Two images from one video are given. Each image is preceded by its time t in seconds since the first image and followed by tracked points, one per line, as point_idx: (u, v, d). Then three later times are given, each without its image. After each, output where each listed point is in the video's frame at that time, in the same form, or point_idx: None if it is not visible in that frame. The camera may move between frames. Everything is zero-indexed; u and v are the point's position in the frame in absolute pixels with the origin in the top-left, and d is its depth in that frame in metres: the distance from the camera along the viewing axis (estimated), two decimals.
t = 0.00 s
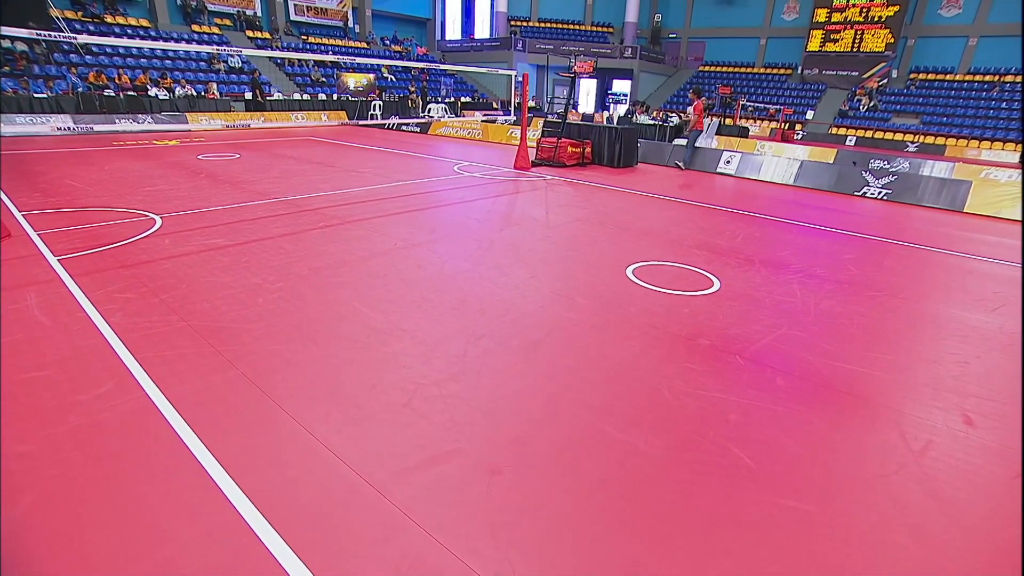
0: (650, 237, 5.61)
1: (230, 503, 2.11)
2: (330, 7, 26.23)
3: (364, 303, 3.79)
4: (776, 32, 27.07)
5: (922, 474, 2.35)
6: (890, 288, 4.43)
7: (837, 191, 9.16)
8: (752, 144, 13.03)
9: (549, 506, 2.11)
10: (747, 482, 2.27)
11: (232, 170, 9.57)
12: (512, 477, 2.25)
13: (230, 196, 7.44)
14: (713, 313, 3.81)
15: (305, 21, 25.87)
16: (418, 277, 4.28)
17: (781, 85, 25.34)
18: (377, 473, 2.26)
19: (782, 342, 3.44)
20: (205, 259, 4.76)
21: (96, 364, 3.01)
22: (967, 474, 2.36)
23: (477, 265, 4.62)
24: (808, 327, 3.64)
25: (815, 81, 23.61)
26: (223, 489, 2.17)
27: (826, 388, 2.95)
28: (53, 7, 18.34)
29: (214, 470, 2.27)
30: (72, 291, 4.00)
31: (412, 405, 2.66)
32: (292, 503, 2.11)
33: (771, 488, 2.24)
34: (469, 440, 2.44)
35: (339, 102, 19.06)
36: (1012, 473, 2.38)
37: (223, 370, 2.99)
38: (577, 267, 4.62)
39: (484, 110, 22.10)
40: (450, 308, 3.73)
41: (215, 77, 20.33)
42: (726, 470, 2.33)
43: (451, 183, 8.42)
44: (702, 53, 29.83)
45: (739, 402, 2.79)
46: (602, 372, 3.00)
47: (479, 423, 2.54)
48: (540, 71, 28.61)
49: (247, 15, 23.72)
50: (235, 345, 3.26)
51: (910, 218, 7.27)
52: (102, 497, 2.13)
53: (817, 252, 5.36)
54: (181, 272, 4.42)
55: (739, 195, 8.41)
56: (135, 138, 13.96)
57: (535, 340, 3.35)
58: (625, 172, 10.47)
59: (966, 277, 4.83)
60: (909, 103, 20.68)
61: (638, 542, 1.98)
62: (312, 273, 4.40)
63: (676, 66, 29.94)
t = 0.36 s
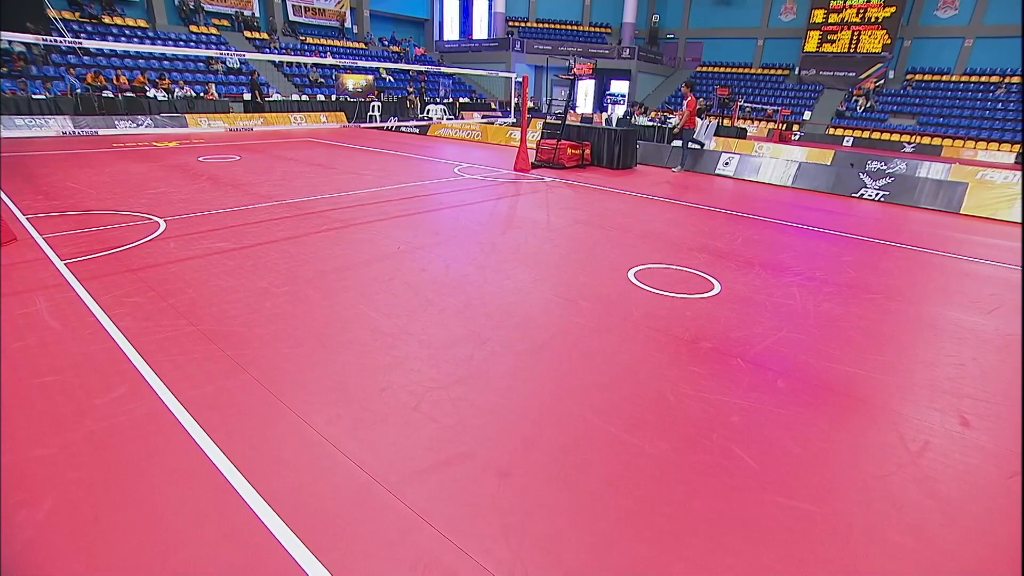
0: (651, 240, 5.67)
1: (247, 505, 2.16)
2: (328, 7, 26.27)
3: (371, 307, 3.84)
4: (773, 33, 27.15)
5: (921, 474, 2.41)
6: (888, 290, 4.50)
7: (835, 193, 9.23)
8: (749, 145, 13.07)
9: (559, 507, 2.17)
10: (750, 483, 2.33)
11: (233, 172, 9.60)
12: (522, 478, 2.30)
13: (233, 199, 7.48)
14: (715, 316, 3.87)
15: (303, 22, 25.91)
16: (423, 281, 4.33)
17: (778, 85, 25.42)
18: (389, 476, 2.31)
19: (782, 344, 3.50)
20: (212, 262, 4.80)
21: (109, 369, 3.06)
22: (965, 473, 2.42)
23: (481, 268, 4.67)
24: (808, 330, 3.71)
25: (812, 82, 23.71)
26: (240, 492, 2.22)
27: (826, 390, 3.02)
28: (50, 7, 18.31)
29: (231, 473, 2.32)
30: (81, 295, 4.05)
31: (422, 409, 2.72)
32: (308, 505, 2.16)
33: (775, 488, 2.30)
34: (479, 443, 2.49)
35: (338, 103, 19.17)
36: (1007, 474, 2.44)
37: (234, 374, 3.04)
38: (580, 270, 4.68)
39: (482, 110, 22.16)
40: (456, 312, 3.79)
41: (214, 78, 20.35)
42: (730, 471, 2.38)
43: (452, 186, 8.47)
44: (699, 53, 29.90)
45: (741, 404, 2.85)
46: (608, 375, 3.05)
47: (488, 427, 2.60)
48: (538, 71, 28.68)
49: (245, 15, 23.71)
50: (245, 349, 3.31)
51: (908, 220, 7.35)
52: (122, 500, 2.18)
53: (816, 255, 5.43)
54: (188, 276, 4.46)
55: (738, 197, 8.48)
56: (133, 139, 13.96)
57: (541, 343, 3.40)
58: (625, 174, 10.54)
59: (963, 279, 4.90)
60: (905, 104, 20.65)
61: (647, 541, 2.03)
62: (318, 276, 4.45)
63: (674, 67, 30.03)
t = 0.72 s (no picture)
0: (651, 244, 5.73)
1: (262, 510, 2.22)
2: (326, 8, 26.30)
3: (376, 313, 3.89)
4: (770, 34, 27.25)
5: (916, 476, 2.48)
6: (885, 294, 4.57)
7: (832, 195, 9.31)
8: (746, 147, 13.13)
9: (565, 511, 2.22)
10: (751, 486, 2.39)
11: (234, 176, 9.64)
12: (529, 483, 2.36)
13: (234, 203, 7.52)
14: (715, 321, 3.93)
15: (300, 22, 25.92)
16: (427, 286, 4.38)
17: (775, 86, 25.50)
18: (400, 482, 2.36)
19: (782, 349, 3.57)
20: (217, 268, 4.85)
21: (120, 376, 3.11)
22: (960, 477, 2.49)
23: (483, 272, 4.72)
24: (806, 335, 3.77)
25: (808, 83, 23.76)
26: (254, 498, 2.28)
27: (825, 394, 3.08)
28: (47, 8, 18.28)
29: (244, 479, 2.38)
30: (88, 301, 4.09)
31: (430, 415, 2.77)
32: (321, 510, 2.22)
33: (776, 492, 2.36)
34: (486, 449, 2.55)
35: (337, 104, 19.30)
36: (999, 476, 2.51)
37: (243, 381, 3.09)
38: (581, 275, 4.74)
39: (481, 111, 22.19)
40: (460, 317, 3.84)
41: (212, 79, 20.35)
42: (732, 475, 2.44)
43: (452, 188, 8.51)
44: (696, 54, 29.99)
45: (741, 408, 2.92)
46: (611, 380, 3.11)
47: (494, 433, 2.65)
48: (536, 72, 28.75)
49: (243, 16, 23.68)
50: (254, 355, 3.36)
51: (904, 222, 7.43)
52: (139, 507, 2.23)
53: (814, 258, 5.50)
54: (194, 281, 4.51)
55: (736, 200, 8.55)
56: (133, 142, 13.98)
57: (544, 349, 3.45)
58: (624, 176, 10.60)
59: (958, 283, 4.98)
60: (901, 104, 20.75)
61: (652, 544, 2.09)
62: (322, 281, 4.50)
63: (672, 67, 30.06)
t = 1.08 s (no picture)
0: (650, 249, 5.79)
1: (274, 517, 2.27)
2: (323, 9, 26.33)
3: (380, 321, 3.94)
4: (767, 35, 27.38)
5: (911, 482, 2.54)
6: (880, 299, 4.65)
7: (828, 198, 9.40)
8: (743, 149, 13.18)
9: (570, 517, 2.28)
10: (749, 491, 2.45)
11: (233, 180, 9.66)
12: (534, 489, 2.42)
13: (235, 208, 7.55)
14: (714, 326, 4.00)
15: (297, 24, 25.94)
16: (430, 292, 4.44)
17: (771, 87, 25.57)
18: (408, 489, 2.42)
19: (779, 354, 3.64)
20: (220, 274, 4.89)
21: (129, 385, 3.16)
22: (952, 481, 2.56)
23: (485, 279, 4.78)
24: (804, 340, 3.83)
25: (805, 84, 23.84)
26: (265, 506, 2.33)
27: (821, 400, 3.15)
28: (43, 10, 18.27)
29: (256, 487, 2.43)
30: (94, 309, 4.13)
31: (436, 423, 2.83)
32: (333, 518, 2.28)
33: (775, 498, 2.42)
34: (492, 456, 2.61)
35: (334, 106, 19.29)
36: (991, 480, 2.58)
37: (251, 389, 3.14)
38: (583, 281, 4.80)
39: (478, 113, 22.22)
40: (462, 324, 3.90)
41: (209, 81, 20.34)
42: (732, 481, 2.51)
43: (451, 192, 8.56)
44: (693, 55, 30.12)
45: (740, 415, 2.98)
46: (612, 389, 3.16)
47: (499, 440, 2.72)
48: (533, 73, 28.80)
49: (240, 17, 23.62)
50: (260, 364, 3.41)
51: (900, 226, 7.51)
52: (154, 515, 2.29)
53: (810, 263, 5.58)
54: (198, 289, 4.55)
55: (733, 204, 8.62)
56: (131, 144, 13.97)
57: (547, 356, 3.51)
58: (622, 179, 10.67)
59: (952, 287, 5.06)
60: (897, 105, 20.63)
61: (654, 549, 2.15)
62: (325, 288, 4.55)
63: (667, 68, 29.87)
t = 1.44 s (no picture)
0: (648, 254, 5.86)
1: (287, 526, 2.33)
2: (319, 10, 26.34)
3: (383, 329, 4.00)
4: (762, 36, 27.51)
5: (904, 487, 2.62)
6: (874, 304, 4.73)
7: (824, 201, 9.48)
8: (739, 152, 13.26)
9: (574, 525, 2.35)
10: (748, 498, 2.52)
11: (233, 185, 9.68)
12: (538, 498, 2.48)
13: (235, 214, 7.59)
14: (712, 333, 4.07)
15: (293, 24, 25.95)
16: (432, 301, 4.50)
17: (767, 88, 25.68)
18: (416, 499, 2.48)
19: (776, 361, 3.71)
20: (223, 282, 4.94)
21: (139, 396, 3.21)
22: (945, 486, 2.63)
23: (486, 285, 4.85)
24: (800, 347, 3.91)
25: (800, 85, 23.96)
26: (277, 515, 2.39)
27: (817, 406, 3.22)
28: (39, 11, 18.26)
29: (267, 497, 2.49)
30: (100, 318, 4.18)
31: (441, 433, 2.89)
32: (343, 527, 2.34)
33: (773, 504, 2.49)
34: (497, 465, 2.67)
35: (331, 108, 19.51)
36: (982, 485, 2.65)
37: (259, 399, 3.20)
38: (582, 287, 4.87)
39: (475, 115, 22.27)
40: (465, 333, 3.96)
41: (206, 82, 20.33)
42: (731, 488, 2.57)
43: (450, 197, 8.61)
44: (689, 56, 30.25)
45: (739, 422, 3.05)
46: (614, 397, 3.22)
47: (503, 449, 2.78)
48: (529, 74, 28.84)
49: (236, 18, 23.53)
50: (267, 373, 3.46)
51: (895, 229, 7.60)
52: (171, 525, 2.35)
53: (806, 268, 5.65)
54: (203, 297, 4.60)
55: (729, 207, 8.70)
56: (128, 146, 13.92)
57: (548, 364, 3.57)
58: (619, 182, 10.74)
59: (945, 292, 5.14)
60: (891, 107, 20.98)
61: (657, 556, 2.22)
62: (328, 296, 4.61)
63: (664, 70, 30.07)
